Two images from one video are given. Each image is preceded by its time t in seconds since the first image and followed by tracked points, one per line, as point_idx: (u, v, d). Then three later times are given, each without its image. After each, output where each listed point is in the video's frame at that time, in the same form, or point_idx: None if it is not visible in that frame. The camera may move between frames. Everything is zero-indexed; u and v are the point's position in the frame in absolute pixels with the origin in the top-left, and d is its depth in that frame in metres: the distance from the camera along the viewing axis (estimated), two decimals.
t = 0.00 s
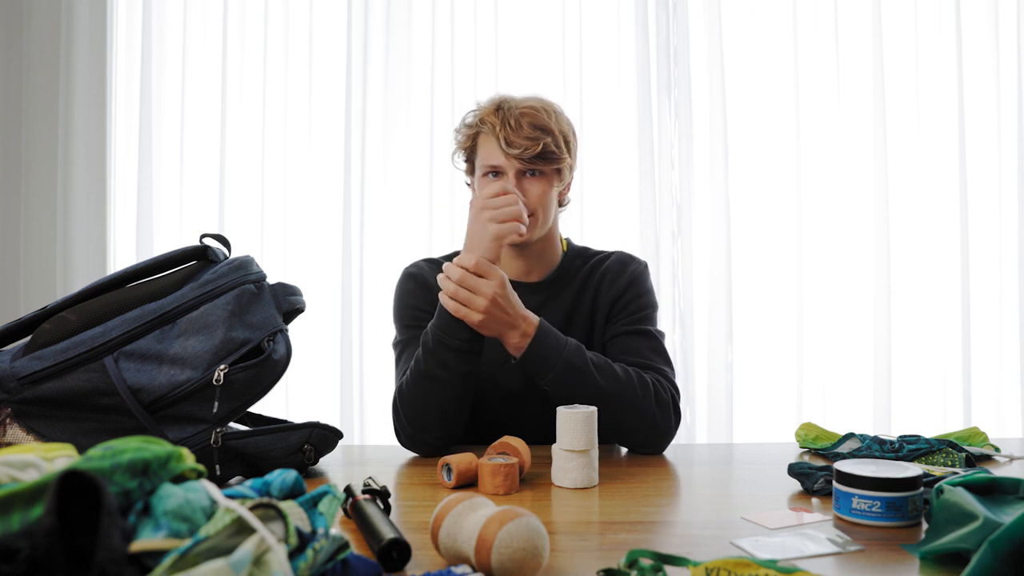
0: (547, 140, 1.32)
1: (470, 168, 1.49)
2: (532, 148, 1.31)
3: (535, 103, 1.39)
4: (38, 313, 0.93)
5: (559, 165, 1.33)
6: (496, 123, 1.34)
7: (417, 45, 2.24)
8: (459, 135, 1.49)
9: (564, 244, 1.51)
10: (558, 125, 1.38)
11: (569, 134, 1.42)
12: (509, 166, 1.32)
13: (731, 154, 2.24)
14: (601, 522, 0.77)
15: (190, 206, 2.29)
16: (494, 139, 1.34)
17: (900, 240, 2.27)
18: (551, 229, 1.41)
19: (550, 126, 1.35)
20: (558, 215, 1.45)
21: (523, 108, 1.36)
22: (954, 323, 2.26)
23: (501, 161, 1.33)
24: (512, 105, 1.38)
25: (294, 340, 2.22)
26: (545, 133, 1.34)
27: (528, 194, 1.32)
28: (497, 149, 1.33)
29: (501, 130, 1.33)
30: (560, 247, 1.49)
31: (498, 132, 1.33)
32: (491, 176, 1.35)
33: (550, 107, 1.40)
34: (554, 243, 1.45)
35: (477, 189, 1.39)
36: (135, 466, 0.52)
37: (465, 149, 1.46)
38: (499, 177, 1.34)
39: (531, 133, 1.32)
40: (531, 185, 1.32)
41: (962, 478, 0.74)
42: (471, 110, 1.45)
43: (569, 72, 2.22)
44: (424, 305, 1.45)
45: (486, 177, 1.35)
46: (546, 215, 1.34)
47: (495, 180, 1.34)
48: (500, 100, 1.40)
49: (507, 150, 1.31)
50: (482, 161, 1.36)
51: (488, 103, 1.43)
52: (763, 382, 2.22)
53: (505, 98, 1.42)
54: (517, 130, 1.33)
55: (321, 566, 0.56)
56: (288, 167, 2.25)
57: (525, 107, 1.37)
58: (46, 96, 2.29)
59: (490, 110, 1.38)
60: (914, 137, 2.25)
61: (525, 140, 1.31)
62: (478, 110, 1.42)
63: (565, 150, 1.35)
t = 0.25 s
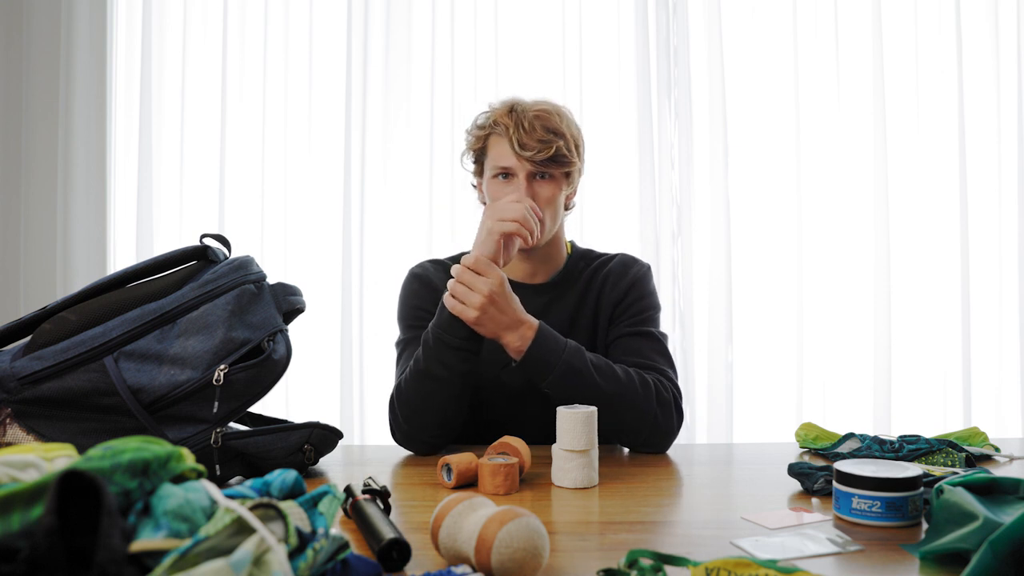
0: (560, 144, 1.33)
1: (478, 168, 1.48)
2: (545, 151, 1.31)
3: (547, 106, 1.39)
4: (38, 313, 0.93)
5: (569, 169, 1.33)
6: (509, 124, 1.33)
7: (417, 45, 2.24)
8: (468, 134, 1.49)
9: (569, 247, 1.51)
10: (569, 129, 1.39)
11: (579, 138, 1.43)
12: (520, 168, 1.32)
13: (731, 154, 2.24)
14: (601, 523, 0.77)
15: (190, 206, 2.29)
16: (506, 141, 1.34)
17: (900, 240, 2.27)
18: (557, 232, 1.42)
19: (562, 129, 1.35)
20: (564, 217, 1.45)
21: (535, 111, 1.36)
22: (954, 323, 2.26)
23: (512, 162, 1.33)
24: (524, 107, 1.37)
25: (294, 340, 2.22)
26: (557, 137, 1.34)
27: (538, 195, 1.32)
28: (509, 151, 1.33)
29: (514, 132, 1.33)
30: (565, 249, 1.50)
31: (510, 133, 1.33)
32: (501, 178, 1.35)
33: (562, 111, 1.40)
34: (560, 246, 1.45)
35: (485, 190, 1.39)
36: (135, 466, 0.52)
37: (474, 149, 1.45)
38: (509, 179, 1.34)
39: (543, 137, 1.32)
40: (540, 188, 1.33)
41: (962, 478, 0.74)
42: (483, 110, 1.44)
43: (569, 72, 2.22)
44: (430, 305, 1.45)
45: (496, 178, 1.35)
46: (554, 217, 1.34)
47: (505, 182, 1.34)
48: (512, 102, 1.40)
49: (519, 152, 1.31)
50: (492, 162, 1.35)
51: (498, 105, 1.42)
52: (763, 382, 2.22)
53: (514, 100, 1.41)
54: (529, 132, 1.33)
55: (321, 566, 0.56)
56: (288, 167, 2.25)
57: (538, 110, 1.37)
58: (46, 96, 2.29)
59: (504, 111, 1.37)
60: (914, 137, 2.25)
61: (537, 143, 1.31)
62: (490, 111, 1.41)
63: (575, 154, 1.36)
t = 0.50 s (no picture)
0: (566, 147, 1.33)
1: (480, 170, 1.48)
2: (552, 154, 1.32)
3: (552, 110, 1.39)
4: (38, 313, 0.93)
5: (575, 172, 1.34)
6: (517, 125, 1.34)
7: (417, 45, 2.24)
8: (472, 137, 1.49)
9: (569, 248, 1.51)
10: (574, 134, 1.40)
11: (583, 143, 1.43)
12: (526, 170, 1.32)
13: (731, 154, 2.24)
14: (601, 523, 0.77)
15: (190, 206, 2.29)
16: (512, 142, 1.34)
17: (900, 240, 2.27)
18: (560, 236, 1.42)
19: (568, 133, 1.36)
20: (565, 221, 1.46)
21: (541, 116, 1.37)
22: (954, 323, 2.26)
23: (518, 164, 1.32)
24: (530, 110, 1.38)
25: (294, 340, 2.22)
26: (563, 140, 1.34)
27: (544, 198, 1.32)
28: (515, 153, 1.33)
29: (520, 134, 1.33)
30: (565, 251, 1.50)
31: (517, 136, 1.33)
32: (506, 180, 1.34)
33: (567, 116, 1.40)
34: (562, 249, 1.46)
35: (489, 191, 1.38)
36: (135, 466, 0.52)
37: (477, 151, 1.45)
38: (514, 181, 1.33)
39: (550, 139, 1.33)
40: (546, 190, 1.32)
41: (962, 478, 0.74)
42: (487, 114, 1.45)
43: (569, 72, 2.22)
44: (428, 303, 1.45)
45: (502, 179, 1.34)
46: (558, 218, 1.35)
47: (510, 184, 1.33)
48: (518, 105, 1.40)
49: (526, 153, 1.31)
50: (497, 165, 1.35)
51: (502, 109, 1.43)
52: (763, 382, 2.22)
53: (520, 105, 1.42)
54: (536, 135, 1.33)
55: (321, 566, 0.56)
56: (288, 167, 2.25)
57: (543, 113, 1.37)
58: (46, 96, 2.29)
59: (510, 114, 1.37)
60: (914, 137, 2.25)
61: (544, 145, 1.32)
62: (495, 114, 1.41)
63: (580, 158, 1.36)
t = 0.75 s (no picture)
0: (569, 157, 1.33)
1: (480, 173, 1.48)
2: (555, 165, 1.31)
3: (556, 115, 1.38)
4: (38, 313, 0.93)
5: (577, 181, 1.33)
6: (519, 135, 1.33)
7: (417, 45, 2.24)
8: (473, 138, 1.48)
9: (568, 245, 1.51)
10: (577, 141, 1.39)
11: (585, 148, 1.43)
12: (527, 180, 1.31)
13: (731, 154, 2.24)
14: (600, 523, 0.77)
15: (190, 206, 2.29)
16: (515, 151, 1.33)
17: (900, 240, 2.26)
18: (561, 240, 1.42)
19: (571, 140, 1.35)
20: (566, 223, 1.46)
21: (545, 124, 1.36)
22: (954, 322, 2.26)
23: (519, 174, 1.32)
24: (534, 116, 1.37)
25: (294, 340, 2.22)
26: (567, 150, 1.34)
27: (546, 208, 1.33)
28: (517, 162, 1.32)
29: (523, 143, 1.32)
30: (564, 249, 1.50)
31: (520, 146, 1.33)
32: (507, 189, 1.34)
33: (571, 121, 1.39)
34: (561, 251, 1.46)
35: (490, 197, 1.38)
36: (135, 466, 0.52)
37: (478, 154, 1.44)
38: (516, 190, 1.33)
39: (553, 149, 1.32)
40: (547, 200, 1.33)
41: (962, 478, 0.74)
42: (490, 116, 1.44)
43: (569, 72, 2.22)
44: (416, 305, 1.45)
45: (503, 188, 1.34)
46: (558, 226, 1.36)
47: (512, 193, 1.33)
48: (521, 109, 1.39)
49: (528, 164, 1.31)
50: (498, 173, 1.35)
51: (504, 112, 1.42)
52: (763, 382, 2.22)
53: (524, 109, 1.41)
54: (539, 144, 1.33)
55: (321, 566, 0.57)
56: (288, 167, 2.25)
57: (547, 119, 1.36)
58: (46, 96, 2.29)
59: (513, 121, 1.36)
60: (914, 138, 2.25)
61: (547, 156, 1.31)
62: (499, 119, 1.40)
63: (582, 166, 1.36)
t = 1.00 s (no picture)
0: (566, 163, 1.31)
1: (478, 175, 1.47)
2: (552, 172, 1.30)
3: (552, 119, 1.37)
4: (38, 313, 0.93)
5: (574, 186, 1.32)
6: (513, 140, 1.32)
7: (417, 45, 2.24)
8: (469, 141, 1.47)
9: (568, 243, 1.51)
10: (574, 144, 1.37)
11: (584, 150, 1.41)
12: (523, 186, 1.30)
13: (732, 154, 2.24)
14: (601, 522, 0.77)
15: (190, 206, 2.29)
16: (510, 156, 1.32)
17: (901, 240, 2.26)
18: (559, 242, 1.41)
19: (567, 145, 1.34)
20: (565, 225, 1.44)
21: (541, 128, 1.34)
22: (954, 322, 2.26)
23: (514, 179, 1.31)
24: (529, 120, 1.36)
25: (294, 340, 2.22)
26: (563, 156, 1.32)
27: (542, 213, 1.31)
28: (513, 168, 1.31)
29: (518, 148, 1.31)
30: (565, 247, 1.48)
31: (515, 150, 1.31)
32: (503, 194, 1.33)
33: (568, 124, 1.38)
34: (559, 252, 1.45)
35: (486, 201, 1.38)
36: (135, 466, 0.52)
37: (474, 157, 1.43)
38: (512, 196, 1.32)
39: (548, 155, 1.31)
40: (543, 206, 1.31)
41: (962, 478, 0.74)
42: (486, 118, 1.43)
43: (569, 72, 2.22)
44: (413, 308, 1.44)
45: (499, 193, 1.33)
46: (555, 231, 1.34)
47: (508, 198, 1.32)
48: (517, 113, 1.38)
49: (522, 170, 1.30)
50: (495, 176, 1.33)
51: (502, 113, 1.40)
52: (763, 382, 2.22)
53: (522, 110, 1.40)
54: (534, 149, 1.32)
55: (321, 566, 0.57)
56: (288, 167, 2.25)
57: (542, 124, 1.35)
58: (46, 96, 2.29)
59: (507, 125, 1.35)
60: (914, 138, 2.25)
61: (542, 162, 1.30)
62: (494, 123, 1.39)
63: (580, 170, 1.34)
